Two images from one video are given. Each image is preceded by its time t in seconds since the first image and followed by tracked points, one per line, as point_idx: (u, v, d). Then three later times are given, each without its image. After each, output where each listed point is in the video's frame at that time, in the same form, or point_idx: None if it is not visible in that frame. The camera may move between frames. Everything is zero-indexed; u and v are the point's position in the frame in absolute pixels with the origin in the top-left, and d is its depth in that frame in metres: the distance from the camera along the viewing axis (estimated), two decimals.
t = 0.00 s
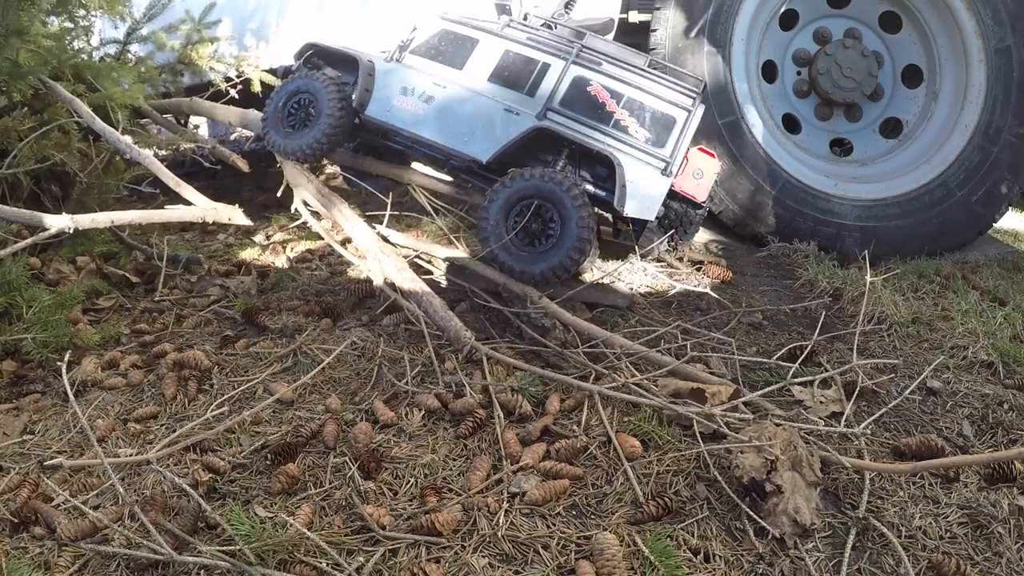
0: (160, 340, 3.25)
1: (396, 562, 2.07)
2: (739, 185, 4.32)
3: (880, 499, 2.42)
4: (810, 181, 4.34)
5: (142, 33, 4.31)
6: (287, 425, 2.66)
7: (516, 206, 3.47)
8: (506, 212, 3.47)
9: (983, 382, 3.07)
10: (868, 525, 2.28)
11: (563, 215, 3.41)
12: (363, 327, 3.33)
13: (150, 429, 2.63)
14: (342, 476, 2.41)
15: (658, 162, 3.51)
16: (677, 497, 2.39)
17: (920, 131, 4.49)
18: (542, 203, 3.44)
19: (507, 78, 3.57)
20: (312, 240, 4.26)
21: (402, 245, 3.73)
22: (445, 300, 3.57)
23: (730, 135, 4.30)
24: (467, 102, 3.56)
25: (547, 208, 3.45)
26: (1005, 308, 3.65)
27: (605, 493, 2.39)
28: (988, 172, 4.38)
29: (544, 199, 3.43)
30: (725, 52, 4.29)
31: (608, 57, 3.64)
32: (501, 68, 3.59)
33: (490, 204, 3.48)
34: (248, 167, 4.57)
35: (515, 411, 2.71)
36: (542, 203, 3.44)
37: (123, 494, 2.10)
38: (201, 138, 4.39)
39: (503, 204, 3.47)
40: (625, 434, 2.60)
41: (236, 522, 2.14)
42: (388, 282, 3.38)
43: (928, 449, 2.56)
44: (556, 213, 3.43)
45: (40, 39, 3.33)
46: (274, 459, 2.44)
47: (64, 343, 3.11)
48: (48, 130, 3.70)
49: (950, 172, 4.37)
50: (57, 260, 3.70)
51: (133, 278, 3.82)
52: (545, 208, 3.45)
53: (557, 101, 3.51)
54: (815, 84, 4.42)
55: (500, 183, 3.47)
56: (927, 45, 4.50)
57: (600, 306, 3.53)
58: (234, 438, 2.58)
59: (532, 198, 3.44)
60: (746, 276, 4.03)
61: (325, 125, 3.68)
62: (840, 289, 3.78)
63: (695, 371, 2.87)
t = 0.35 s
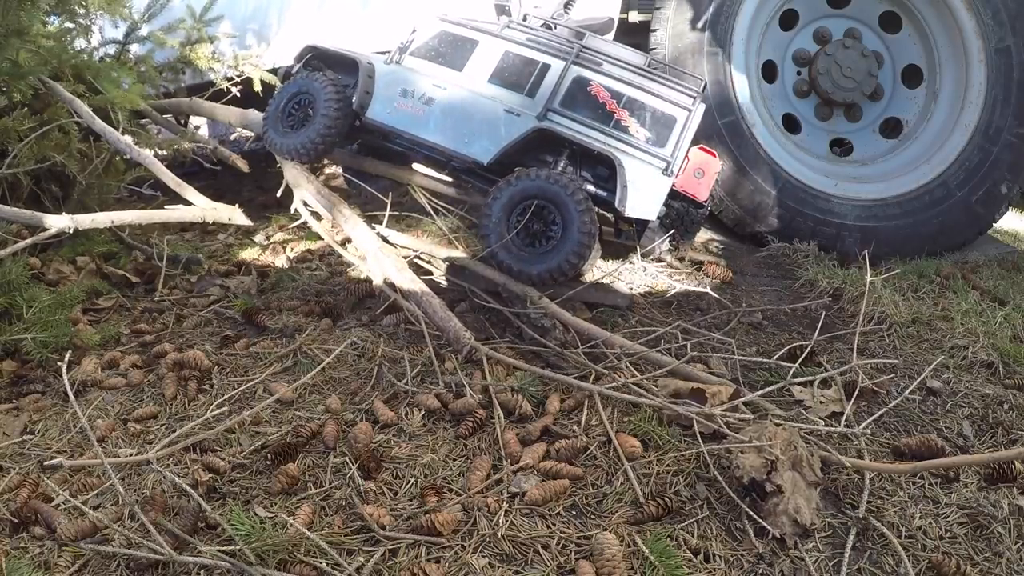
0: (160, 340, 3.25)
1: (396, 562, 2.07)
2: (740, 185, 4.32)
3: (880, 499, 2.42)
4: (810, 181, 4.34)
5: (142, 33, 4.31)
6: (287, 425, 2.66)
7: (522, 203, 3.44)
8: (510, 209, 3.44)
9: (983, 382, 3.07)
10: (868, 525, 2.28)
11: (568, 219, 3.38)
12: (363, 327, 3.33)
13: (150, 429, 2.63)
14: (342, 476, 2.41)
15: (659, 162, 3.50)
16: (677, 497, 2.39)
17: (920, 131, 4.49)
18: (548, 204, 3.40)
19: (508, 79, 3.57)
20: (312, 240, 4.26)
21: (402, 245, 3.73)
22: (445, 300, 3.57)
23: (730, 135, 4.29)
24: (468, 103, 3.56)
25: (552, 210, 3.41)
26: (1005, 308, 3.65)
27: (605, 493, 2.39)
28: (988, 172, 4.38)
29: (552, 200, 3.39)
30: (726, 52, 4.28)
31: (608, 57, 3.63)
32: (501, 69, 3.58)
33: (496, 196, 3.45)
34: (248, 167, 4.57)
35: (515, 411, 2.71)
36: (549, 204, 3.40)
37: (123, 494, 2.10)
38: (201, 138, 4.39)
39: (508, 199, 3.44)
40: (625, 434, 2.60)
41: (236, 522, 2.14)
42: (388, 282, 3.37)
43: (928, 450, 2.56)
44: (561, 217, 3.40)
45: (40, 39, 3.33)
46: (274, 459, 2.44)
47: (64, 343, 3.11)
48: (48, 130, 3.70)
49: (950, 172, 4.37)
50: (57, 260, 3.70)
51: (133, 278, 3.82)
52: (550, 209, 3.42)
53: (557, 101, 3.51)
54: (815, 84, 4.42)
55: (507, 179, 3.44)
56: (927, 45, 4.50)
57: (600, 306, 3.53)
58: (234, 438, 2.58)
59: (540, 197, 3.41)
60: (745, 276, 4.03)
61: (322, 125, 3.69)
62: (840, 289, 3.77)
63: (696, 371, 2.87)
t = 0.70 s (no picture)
0: (160, 341, 3.25)
1: (396, 562, 2.07)
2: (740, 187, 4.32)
3: (880, 499, 2.42)
4: (810, 181, 4.34)
5: (142, 33, 4.31)
6: (287, 425, 2.67)
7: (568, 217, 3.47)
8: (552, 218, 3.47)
9: (983, 382, 3.07)
10: (868, 525, 2.28)
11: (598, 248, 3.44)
12: (363, 327, 3.33)
13: (151, 429, 2.63)
14: (342, 476, 2.41)
15: (687, 175, 3.56)
16: (677, 497, 2.38)
17: (920, 131, 4.49)
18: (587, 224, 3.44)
19: (534, 90, 3.58)
20: (312, 240, 4.26)
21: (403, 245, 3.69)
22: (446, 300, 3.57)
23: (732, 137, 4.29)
24: (494, 115, 3.57)
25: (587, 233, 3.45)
26: (1005, 308, 3.65)
27: (605, 493, 2.39)
28: (988, 172, 4.38)
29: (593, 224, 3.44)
30: (726, 52, 4.28)
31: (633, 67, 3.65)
32: (528, 80, 3.59)
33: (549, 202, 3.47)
34: (249, 167, 4.57)
35: (515, 411, 2.71)
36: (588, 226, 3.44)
37: (123, 494, 2.10)
38: (202, 138, 4.39)
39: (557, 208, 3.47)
40: (625, 434, 2.60)
41: (236, 522, 2.14)
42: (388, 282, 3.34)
43: (928, 450, 2.56)
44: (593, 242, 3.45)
45: (40, 39, 3.32)
46: (274, 459, 2.44)
47: (64, 343, 3.11)
48: (48, 130, 3.70)
49: (950, 172, 4.37)
50: (57, 260, 3.70)
51: (133, 278, 3.82)
52: (587, 230, 3.46)
53: (585, 113, 3.52)
54: (815, 84, 4.42)
55: (587, 192, 3.44)
56: (926, 45, 4.51)
57: (600, 306, 3.53)
58: (234, 438, 2.58)
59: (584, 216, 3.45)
60: (746, 276, 4.03)
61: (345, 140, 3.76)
62: (840, 289, 3.77)
63: (696, 371, 2.85)
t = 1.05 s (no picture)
0: (160, 341, 3.25)
1: (396, 562, 2.07)
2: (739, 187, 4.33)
3: (881, 499, 2.42)
4: (809, 181, 4.33)
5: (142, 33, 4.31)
6: (287, 425, 2.67)
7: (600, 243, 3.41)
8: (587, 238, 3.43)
9: (983, 382, 3.07)
10: (868, 525, 2.28)
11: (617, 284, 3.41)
12: (363, 327, 3.33)
13: (150, 429, 2.63)
14: (342, 476, 2.41)
15: (706, 203, 3.50)
16: (677, 497, 2.39)
17: (920, 131, 4.49)
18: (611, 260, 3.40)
19: (555, 110, 3.57)
20: (312, 240, 4.27)
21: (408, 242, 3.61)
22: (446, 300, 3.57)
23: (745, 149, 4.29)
24: (513, 135, 3.57)
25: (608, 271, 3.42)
26: (1005, 308, 3.65)
27: (605, 493, 2.39)
28: (988, 172, 4.38)
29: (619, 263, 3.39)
30: (726, 52, 4.27)
31: (661, 87, 3.59)
32: (549, 99, 3.57)
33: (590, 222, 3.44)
34: (249, 167, 4.56)
35: (515, 411, 2.70)
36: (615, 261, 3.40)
37: (123, 494, 2.10)
38: (202, 138, 4.39)
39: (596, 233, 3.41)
40: (625, 434, 2.59)
41: (236, 522, 2.14)
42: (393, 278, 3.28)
43: (928, 450, 2.56)
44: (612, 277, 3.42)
45: (40, 39, 3.32)
46: (274, 459, 2.44)
47: (64, 343, 3.11)
48: (48, 129, 3.70)
49: (950, 172, 4.37)
50: (57, 260, 3.71)
51: (133, 278, 3.82)
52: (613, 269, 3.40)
53: (608, 135, 3.50)
54: (815, 84, 4.42)
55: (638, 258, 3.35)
56: (927, 46, 4.50)
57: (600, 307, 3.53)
58: (234, 438, 2.58)
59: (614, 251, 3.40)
60: (746, 276, 4.03)
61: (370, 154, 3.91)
62: (840, 289, 3.77)
63: (697, 371, 2.85)
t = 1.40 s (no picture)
0: (160, 341, 3.25)
1: (396, 562, 2.07)
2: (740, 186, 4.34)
3: (881, 499, 2.42)
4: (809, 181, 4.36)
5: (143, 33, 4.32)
6: (287, 425, 2.67)
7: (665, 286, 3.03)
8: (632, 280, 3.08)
9: (983, 382, 3.07)
10: (868, 525, 2.29)
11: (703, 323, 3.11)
12: (363, 327, 3.33)
13: (150, 429, 2.63)
14: (342, 476, 2.41)
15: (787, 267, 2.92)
16: (677, 497, 2.39)
17: (920, 131, 4.48)
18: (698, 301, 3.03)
19: (598, 186, 2.99)
20: (312, 240, 4.27)
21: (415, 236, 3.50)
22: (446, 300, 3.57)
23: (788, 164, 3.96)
24: (560, 217, 3.07)
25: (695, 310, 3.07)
26: (1005, 308, 3.65)
27: (605, 493, 2.39)
28: (988, 173, 4.33)
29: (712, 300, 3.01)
30: (726, 52, 4.27)
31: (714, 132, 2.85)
32: (588, 173, 2.98)
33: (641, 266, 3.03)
34: (250, 166, 4.57)
35: (515, 411, 2.70)
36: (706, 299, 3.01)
37: (123, 494, 2.10)
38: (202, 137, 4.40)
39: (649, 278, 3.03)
40: (626, 435, 2.59)
41: (236, 522, 2.14)
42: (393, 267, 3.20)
43: (928, 450, 2.56)
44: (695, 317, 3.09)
45: (40, 39, 3.33)
46: (274, 459, 2.44)
47: (64, 343, 3.11)
48: (48, 129, 3.70)
49: (950, 172, 4.36)
50: (57, 260, 3.71)
51: (133, 278, 3.82)
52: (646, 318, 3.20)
53: (663, 209, 2.94)
54: (815, 84, 4.42)
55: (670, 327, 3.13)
56: (927, 45, 4.44)
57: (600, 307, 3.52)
58: (234, 438, 2.58)
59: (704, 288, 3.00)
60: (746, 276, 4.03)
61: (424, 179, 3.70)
62: (840, 289, 3.77)
63: (699, 369, 2.85)
